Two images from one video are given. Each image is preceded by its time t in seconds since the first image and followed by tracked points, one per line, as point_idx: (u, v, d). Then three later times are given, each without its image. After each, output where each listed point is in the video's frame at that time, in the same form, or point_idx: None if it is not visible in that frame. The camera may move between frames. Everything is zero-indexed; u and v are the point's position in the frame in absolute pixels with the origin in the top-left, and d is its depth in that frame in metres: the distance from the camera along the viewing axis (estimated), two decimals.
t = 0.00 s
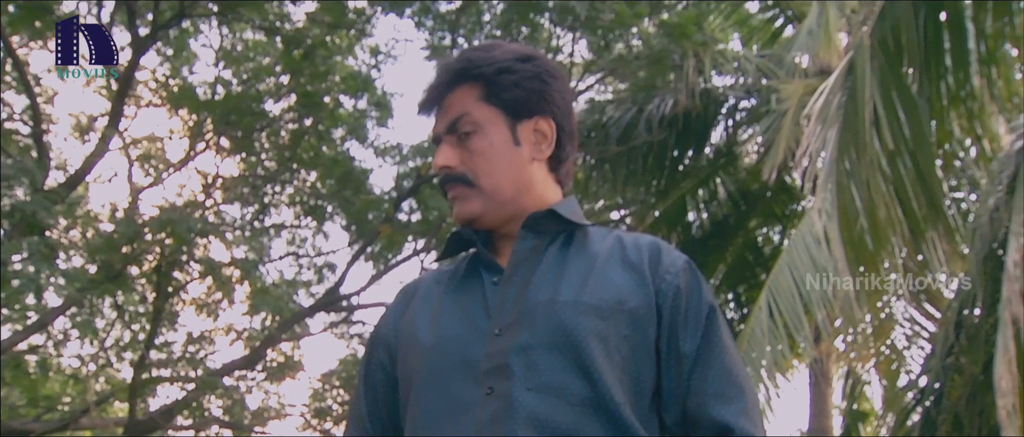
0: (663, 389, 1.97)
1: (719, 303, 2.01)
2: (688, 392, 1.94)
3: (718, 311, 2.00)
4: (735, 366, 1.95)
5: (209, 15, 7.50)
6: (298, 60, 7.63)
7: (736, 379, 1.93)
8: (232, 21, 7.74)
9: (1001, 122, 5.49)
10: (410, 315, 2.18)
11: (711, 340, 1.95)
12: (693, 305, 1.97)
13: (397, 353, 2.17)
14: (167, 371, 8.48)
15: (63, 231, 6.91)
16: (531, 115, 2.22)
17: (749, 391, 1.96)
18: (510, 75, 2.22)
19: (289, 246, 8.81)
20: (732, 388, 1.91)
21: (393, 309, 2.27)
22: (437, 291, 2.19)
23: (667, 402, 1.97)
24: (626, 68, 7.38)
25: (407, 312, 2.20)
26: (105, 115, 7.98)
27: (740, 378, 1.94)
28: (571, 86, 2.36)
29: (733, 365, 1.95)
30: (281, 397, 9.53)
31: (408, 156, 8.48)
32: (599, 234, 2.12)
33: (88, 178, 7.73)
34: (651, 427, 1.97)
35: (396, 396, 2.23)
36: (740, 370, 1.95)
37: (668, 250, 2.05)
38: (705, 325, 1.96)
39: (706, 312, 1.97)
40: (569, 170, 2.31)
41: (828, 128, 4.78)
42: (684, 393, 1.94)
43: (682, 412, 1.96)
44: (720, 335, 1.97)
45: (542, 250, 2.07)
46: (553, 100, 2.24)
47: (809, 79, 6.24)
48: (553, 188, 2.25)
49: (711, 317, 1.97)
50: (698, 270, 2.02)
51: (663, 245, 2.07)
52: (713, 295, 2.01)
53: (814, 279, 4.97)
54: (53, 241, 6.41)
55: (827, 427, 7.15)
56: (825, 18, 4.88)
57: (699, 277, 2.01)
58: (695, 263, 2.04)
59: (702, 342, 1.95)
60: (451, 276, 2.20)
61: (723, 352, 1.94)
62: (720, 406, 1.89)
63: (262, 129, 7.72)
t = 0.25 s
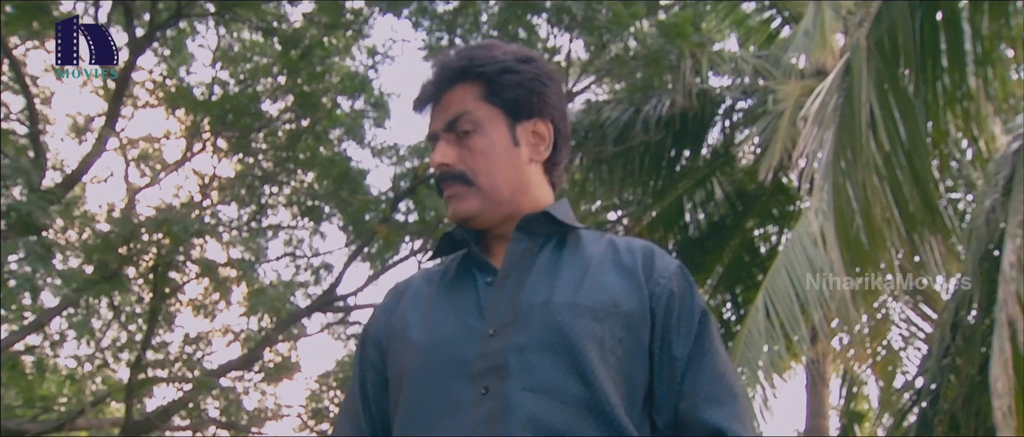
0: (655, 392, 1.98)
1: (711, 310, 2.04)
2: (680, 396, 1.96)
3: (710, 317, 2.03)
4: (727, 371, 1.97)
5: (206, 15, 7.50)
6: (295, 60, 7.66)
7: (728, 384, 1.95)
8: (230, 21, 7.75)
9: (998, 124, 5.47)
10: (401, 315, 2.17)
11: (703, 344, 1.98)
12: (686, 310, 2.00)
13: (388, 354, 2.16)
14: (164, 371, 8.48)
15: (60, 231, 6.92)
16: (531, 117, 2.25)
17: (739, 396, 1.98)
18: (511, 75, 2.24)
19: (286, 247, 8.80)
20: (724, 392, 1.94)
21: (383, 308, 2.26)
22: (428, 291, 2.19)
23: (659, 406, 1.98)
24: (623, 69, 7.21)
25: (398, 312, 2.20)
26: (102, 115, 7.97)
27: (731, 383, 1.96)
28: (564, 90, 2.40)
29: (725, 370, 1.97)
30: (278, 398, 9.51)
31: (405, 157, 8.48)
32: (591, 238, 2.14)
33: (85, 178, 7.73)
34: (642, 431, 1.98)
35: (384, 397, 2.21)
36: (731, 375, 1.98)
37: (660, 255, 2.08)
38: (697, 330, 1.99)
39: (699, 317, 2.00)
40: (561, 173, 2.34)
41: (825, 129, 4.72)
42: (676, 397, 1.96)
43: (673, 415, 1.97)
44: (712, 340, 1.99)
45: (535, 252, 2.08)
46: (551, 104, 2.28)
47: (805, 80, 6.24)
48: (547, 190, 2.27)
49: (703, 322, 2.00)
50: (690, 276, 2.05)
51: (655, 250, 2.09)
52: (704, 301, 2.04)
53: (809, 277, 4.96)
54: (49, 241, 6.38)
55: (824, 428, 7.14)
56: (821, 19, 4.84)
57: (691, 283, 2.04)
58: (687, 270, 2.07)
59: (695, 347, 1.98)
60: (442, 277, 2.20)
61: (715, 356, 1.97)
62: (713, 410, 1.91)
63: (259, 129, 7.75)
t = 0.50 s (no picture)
0: (647, 394, 2.00)
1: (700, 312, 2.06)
2: (672, 398, 1.97)
3: (700, 319, 2.05)
4: (716, 373, 2.00)
5: (204, 15, 7.50)
6: (293, 61, 7.68)
7: (718, 386, 1.97)
8: (227, 22, 7.75)
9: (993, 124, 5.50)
10: (392, 314, 2.16)
11: (694, 347, 2.00)
12: (677, 313, 2.02)
13: (380, 353, 2.15)
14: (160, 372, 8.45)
15: (57, 232, 6.95)
16: (527, 119, 2.26)
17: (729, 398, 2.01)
18: (510, 76, 2.25)
19: (283, 248, 8.79)
20: (715, 395, 1.96)
21: (373, 306, 2.26)
22: (418, 291, 2.18)
23: (649, 408, 2.00)
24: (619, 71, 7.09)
25: (388, 310, 2.19)
26: (99, 115, 7.96)
27: (721, 385, 1.99)
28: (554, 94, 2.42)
29: (715, 372, 1.99)
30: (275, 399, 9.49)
31: (402, 158, 8.46)
32: (582, 240, 2.14)
33: (82, 179, 7.73)
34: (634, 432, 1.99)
35: (374, 398, 2.19)
36: (721, 377, 2.00)
37: (652, 257, 2.09)
38: (688, 333, 2.01)
39: (690, 319, 2.02)
40: (550, 177, 2.35)
41: (822, 131, 4.75)
42: (667, 399, 1.98)
43: (664, 416, 1.99)
44: (703, 342, 2.01)
45: (528, 253, 2.08)
46: (546, 107, 2.30)
47: (803, 81, 6.24)
48: (539, 193, 2.27)
49: (694, 324, 2.02)
50: (681, 278, 2.07)
51: (647, 252, 2.11)
52: (695, 304, 2.06)
53: (806, 278, 4.94)
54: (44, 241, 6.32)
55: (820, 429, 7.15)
56: (817, 21, 4.87)
57: (681, 286, 2.06)
58: (678, 272, 2.09)
59: (686, 349, 1.99)
60: (433, 278, 2.19)
61: (706, 358, 1.99)
62: (704, 412, 1.93)
63: (257, 130, 7.69)
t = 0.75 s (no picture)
0: (636, 393, 2.01)
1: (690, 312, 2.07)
2: (662, 398, 1.98)
3: (689, 319, 2.06)
4: (706, 373, 2.00)
5: (200, 14, 7.49)
6: (288, 60, 7.66)
7: (708, 386, 1.98)
8: (223, 21, 7.74)
9: (988, 125, 5.54)
10: (381, 312, 2.15)
11: (684, 346, 2.00)
12: (668, 312, 2.02)
13: (370, 352, 2.14)
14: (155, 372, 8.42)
15: (51, 232, 6.97)
16: (520, 119, 2.27)
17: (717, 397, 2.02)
18: (505, 76, 2.26)
19: (278, 248, 8.77)
20: (705, 394, 1.96)
21: (363, 305, 2.25)
22: (407, 289, 2.17)
23: (639, 407, 2.01)
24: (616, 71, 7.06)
25: (378, 309, 2.18)
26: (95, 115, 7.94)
27: (710, 385, 1.99)
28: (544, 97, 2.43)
29: (705, 372, 2.00)
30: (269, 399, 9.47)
31: (398, 158, 8.45)
32: (572, 239, 2.14)
33: (77, 178, 7.71)
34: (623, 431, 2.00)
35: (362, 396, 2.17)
36: (710, 377, 2.01)
37: (642, 257, 2.09)
38: (678, 332, 2.02)
39: (680, 319, 2.03)
40: (540, 178, 2.37)
41: (817, 133, 4.78)
42: (657, 398, 1.98)
43: (654, 415, 1.99)
44: (693, 342, 2.02)
45: (518, 253, 2.08)
46: (538, 108, 2.32)
47: (799, 82, 6.23)
48: (530, 194, 2.28)
49: (685, 324, 2.03)
50: (671, 278, 2.07)
51: (637, 252, 2.11)
52: (685, 303, 2.07)
53: (802, 280, 4.95)
54: (39, 240, 6.28)
55: (815, 430, 7.15)
56: (813, 21, 4.88)
57: (672, 285, 2.07)
58: (668, 272, 2.09)
59: (677, 349, 2.00)
60: (421, 277, 2.18)
61: (695, 357, 2.00)
62: (694, 411, 1.94)
63: (252, 129, 7.65)
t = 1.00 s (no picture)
0: (629, 393, 2.01)
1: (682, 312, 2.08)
2: (654, 398, 1.99)
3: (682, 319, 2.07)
4: (699, 373, 2.02)
5: (199, 14, 7.50)
6: (287, 60, 7.65)
7: (700, 386, 1.99)
8: (222, 22, 7.75)
9: (987, 125, 5.49)
10: (373, 309, 2.13)
11: (677, 347, 2.01)
12: (661, 313, 2.03)
13: (361, 349, 2.11)
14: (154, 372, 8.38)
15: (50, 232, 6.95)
16: (516, 121, 2.28)
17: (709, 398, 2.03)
18: (503, 78, 2.26)
19: (277, 248, 8.77)
20: (698, 394, 1.97)
21: (354, 297, 2.22)
22: (399, 287, 2.15)
23: (631, 406, 2.01)
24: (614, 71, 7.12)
25: (369, 306, 2.15)
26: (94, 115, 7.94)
27: (703, 385, 2.00)
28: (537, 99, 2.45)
29: (697, 372, 2.01)
30: (268, 399, 9.46)
31: (397, 158, 8.44)
32: (565, 239, 2.14)
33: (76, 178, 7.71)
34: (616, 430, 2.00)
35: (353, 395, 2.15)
36: (702, 377, 2.02)
37: (635, 258, 2.09)
38: (671, 332, 2.03)
39: (672, 319, 2.04)
40: (532, 180, 2.38)
41: (816, 133, 4.77)
42: (650, 398, 1.99)
43: (646, 415, 2.00)
44: (685, 343, 2.03)
45: (512, 252, 2.09)
46: (534, 110, 2.33)
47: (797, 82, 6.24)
48: (524, 195, 2.29)
49: (678, 324, 2.04)
50: (664, 278, 2.08)
51: (630, 252, 2.11)
52: (677, 304, 2.07)
53: (800, 279, 4.99)
54: (38, 240, 6.28)
55: (814, 430, 7.14)
56: (813, 22, 4.88)
57: (664, 286, 2.08)
58: (661, 272, 2.10)
59: (669, 349, 2.01)
60: (413, 274, 2.17)
61: (688, 358, 2.01)
62: (688, 411, 1.95)
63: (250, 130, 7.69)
